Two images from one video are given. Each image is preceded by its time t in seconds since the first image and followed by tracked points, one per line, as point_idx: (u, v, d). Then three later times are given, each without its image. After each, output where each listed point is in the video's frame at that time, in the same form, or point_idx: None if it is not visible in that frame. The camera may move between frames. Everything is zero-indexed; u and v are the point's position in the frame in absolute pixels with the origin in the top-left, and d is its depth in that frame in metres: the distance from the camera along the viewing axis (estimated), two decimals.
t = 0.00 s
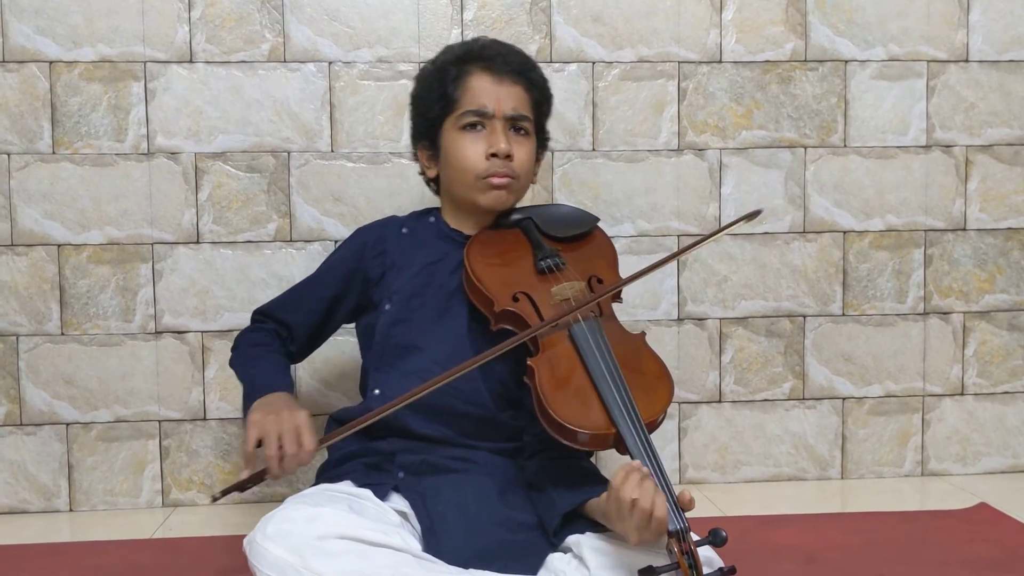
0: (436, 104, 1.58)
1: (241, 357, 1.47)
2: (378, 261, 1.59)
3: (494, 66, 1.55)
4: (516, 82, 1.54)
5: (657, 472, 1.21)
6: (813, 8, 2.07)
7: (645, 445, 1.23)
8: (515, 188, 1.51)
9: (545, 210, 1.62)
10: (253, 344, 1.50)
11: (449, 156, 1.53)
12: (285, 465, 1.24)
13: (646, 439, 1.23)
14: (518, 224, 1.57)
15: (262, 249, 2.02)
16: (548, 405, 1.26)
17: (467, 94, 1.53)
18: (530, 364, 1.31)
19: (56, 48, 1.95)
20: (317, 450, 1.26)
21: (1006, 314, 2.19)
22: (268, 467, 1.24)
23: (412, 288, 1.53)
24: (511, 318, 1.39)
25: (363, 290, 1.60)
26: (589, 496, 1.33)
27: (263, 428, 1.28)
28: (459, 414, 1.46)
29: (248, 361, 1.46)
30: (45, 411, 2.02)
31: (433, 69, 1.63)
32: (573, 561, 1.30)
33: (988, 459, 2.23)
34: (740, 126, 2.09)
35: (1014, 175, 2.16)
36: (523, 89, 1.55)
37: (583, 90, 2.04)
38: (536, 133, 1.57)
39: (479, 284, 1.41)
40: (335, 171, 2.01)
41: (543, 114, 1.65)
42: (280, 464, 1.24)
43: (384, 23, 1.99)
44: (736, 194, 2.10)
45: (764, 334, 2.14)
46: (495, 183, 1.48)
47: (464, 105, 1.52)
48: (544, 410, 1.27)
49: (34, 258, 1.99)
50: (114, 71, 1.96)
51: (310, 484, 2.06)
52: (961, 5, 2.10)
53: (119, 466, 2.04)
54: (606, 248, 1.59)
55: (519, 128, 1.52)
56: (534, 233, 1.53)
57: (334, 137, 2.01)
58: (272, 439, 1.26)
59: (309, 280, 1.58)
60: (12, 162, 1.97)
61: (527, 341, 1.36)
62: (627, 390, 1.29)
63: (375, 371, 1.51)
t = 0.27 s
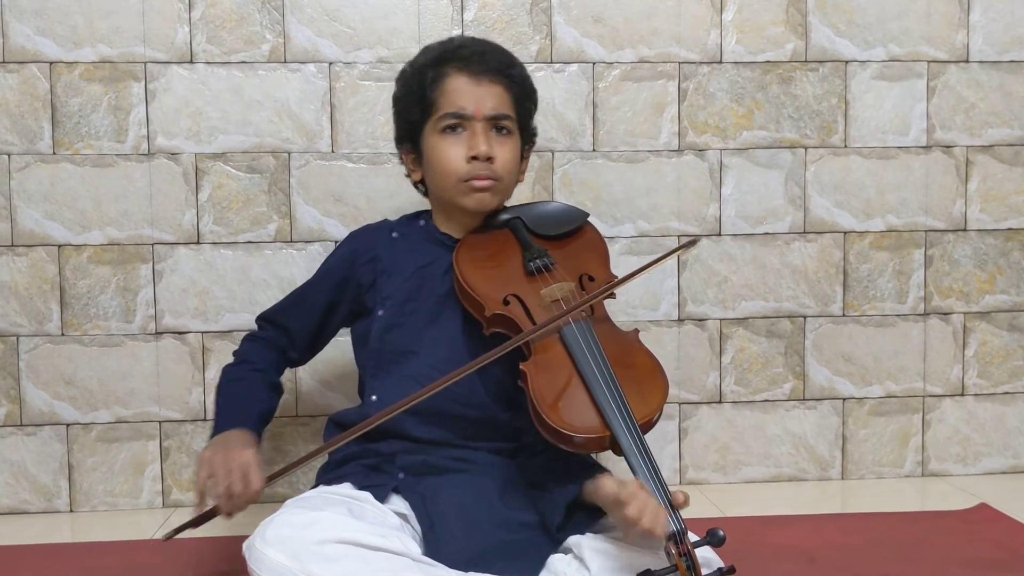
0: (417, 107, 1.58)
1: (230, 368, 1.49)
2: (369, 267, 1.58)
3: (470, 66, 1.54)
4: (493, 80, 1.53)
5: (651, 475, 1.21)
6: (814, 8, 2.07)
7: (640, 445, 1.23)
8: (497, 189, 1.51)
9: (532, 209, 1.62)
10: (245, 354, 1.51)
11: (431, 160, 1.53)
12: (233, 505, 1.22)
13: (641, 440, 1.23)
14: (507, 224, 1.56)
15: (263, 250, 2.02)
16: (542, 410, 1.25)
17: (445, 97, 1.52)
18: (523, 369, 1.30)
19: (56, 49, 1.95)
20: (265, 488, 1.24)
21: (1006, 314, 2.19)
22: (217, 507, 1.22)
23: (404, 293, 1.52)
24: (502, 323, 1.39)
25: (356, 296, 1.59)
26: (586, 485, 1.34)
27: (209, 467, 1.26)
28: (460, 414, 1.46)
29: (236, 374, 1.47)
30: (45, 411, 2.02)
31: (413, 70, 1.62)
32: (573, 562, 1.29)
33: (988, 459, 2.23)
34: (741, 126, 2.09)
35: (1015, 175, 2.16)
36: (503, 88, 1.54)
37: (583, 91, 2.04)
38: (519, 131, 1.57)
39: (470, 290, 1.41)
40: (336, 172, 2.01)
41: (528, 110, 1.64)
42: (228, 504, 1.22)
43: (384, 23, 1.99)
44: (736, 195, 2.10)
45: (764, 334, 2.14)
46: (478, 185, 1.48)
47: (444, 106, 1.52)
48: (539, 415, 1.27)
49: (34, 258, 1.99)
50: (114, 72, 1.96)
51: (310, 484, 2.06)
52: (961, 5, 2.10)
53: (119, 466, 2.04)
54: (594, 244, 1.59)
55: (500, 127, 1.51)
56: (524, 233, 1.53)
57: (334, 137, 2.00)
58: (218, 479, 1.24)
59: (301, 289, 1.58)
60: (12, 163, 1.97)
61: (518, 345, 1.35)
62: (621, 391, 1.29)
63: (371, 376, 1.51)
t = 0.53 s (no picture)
0: (424, 103, 1.58)
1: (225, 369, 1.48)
2: (367, 267, 1.58)
3: (480, 65, 1.55)
4: (501, 80, 1.54)
5: (652, 474, 1.22)
6: (814, 9, 2.07)
7: (640, 447, 1.24)
8: (500, 186, 1.50)
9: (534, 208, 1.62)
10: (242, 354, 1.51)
11: (435, 154, 1.52)
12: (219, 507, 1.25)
13: (642, 442, 1.24)
14: (509, 224, 1.56)
15: (263, 250, 2.02)
16: (544, 411, 1.25)
17: (453, 93, 1.52)
18: (524, 369, 1.30)
19: (56, 50, 1.95)
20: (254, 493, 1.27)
21: (1006, 315, 2.19)
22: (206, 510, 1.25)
23: (404, 292, 1.52)
24: (504, 323, 1.39)
25: (354, 296, 1.59)
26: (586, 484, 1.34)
27: (198, 470, 1.29)
28: (460, 415, 1.46)
29: (229, 374, 1.47)
30: (45, 412, 2.02)
31: (423, 66, 1.62)
32: (572, 563, 1.33)
33: (988, 459, 2.23)
34: (741, 127, 2.09)
35: (1015, 176, 2.16)
36: (510, 88, 1.54)
37: (584, 92, 2.04)
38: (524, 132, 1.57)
39: (472, 290, 1.40)
40: (336, 172, 2.01)
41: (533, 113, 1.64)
42: (216, 507, 1.26)
43: (384, 24, 1.99)
44: (736, 195, 2.10)
45: (764, 335, 2.14)
46: (480, 181, 1.48)
47: (451, 102, 1.52)
48: (540, 415, 1.27)
49: (34, 259, 1.99)
50: (114, 72, 1.96)
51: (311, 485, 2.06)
52: (961, 5, 2.10)
53: (119, 467, 2.04)
54: (596, 244, 1.59)
55: (505, 125, 1.51)
56: (525, 233, 1.53)
57: (335, 138, 2.00)
58: (206, 482, 1.27)
59: (298, 289, 1.58)
60: (12, 163, 1.96)
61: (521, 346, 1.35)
62: (622, 392, 1.29)
63: (371, 374, 1.51)
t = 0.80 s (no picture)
0: (427, 104, 1.59)
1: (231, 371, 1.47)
2: (373, 267, 1.58)
3: (483, 65, 1.55)
4: (505, 79, 1.55)
5: (652, 474, 1.23)
6: (813, 11, 2.07)
7: (642, 448, 1.24)
8: (507, 184, 1.51)
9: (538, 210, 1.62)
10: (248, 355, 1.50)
11: (442, 154, 1.53)
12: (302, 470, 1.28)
13: (643, 442, 1.25)
14: (513, 225, 1.56)
15: (263, 252, 2.02)
16: (547, 411, 1.25)
17: (457, 93, 1.53)
18: (527, 368, 1.30)
19: (56, 52, 1.95)
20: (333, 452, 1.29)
21: (1005, 316, 2.19)
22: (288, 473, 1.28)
23: (408, 292, 1.53)
24: (507, 324, 1.39)
25: (359, 295, 1.59)
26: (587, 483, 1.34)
27: (277, 433, 1.31)
28: (460, 417, 1.46)
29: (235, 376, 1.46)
30: (45, 414, 2.02)
31: (425, 69, 1.63)
32: (572, 565, 1.32)
33: (988, 461, 2.23)
34: (740, 129, 2.09)
35: (1014, 177, 2.16)
36: (513, 88, 1.55)
37: (583, 93, 2.04)
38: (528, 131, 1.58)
39: (476, 289, 1.41)
40: (336, 174, 2.01)
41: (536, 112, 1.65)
42: (299, 469, 1.29)
43: (384, 26, 1.99)
44: (736, 197, 2.10)
45: (764, 336, 2.14)
46: (488, 179, 1.48)
47: (456, 103, 1.52)
48: (542, 414, 1.27)
49: (34, 261, 1.99)
50: (113, 75, 1.96)
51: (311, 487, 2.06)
52: (960, 7, 2.10)
53: (119, 469, 2.05)
54: (600, 246, 1.59)
55: (510, 125, 1.51)
56: (529, 234, 1.53)
57: (334, 140, 2.01)
58: (286, 446, 1.30)
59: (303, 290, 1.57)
60: (12, 165, 1.97)
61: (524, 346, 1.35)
62: (624, 392, 1.29)
63: (374, 374, 1.51)
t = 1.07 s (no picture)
0: (441, 105, 1.59)
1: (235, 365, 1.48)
2: (377, 266, 1.58)
3: (497, 69, 1.55)
4: (518, 84, 1.55)
5: (653, 474, 1.22)
6: (813, 12, 2.07)
7: (643, 448, 1.24)
8: (513, 186, 1.51)
9: (542, 213, 1.62)
10: (252, 350, 1.51)
11: (450, 155, 1.53)
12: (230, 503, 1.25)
13: (644, 443, 1.24)
14: (517, 228, 1.57)
15: (262, 253, 2.02)
16: (548, 411, 1.26)
17: (470, 96, 1.53)
18: (530, 369, 1.31)
19: (56, 53, 1.95)
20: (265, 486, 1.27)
21: (1005, 317, 2.19)
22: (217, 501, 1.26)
23: (411, 291, 1.53)
24: (511, 325, 1.39)
25: (362, 295, 1.59)
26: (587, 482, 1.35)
27: (214, 462, 1.30)
28: (460, 417, 1.46)
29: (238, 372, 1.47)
30: (45, 415, 2.02)
31: (440, 70, 1.64)
32: (571, 566, 1.32)
33: (987, 461, 2.23)
34: (740, 130, 2.09)
35: (1014, 178, 2.16)
36: (525, 92, 1.55)
37: (582, 95, 2.04)
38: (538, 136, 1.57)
39: (479, 289, 1.41)
40: (335, 175, 2.01)
41: (548, 118, 1.64)
42: (227, 502, 1.25)
43: (384, 27, 1.99)
44: (735, 198, 2.11)
45: (763, 337, 2.14)
46: (493, 180, 1.48)
47: (467, 104, 1.53)
48: (544, 414, 1.27)
49: (34, 262, 1.99)
50: (113, 76, 1.96)
51: (310, 488, 2.06)
52: (960, 9, 2.10)
53: (119, 470, 2.05)
54: (603, 250, 1.59)
55: (519, 128, 1.51)
56: (533, 237, 1.53)
57: (334, 141, 2.01)
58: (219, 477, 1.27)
59: (309, 286, 1.58)
60: (12, 167, 1.97)
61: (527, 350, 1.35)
62: (627, 394, 1.29)
63: (377, 373, 1.52)
